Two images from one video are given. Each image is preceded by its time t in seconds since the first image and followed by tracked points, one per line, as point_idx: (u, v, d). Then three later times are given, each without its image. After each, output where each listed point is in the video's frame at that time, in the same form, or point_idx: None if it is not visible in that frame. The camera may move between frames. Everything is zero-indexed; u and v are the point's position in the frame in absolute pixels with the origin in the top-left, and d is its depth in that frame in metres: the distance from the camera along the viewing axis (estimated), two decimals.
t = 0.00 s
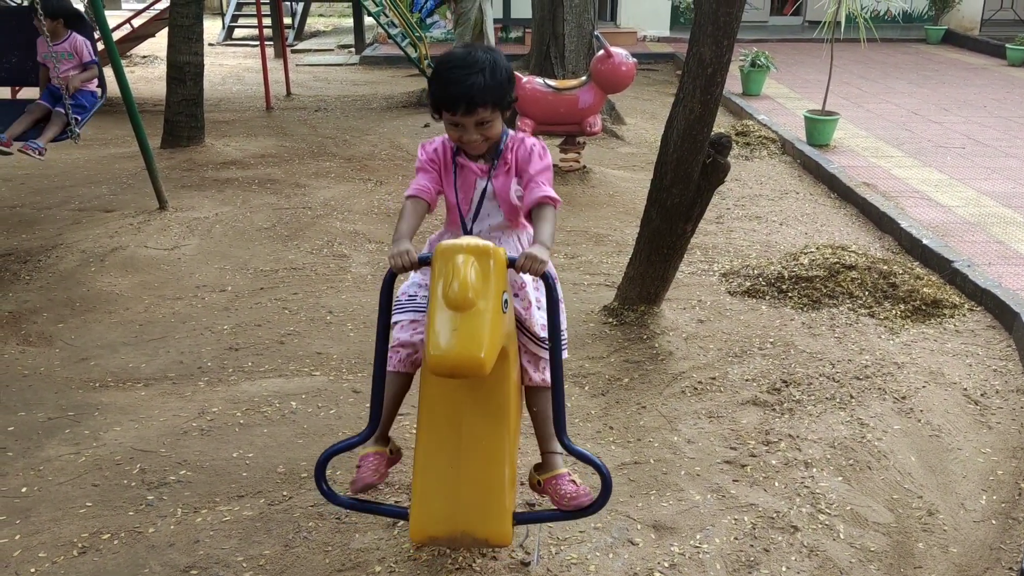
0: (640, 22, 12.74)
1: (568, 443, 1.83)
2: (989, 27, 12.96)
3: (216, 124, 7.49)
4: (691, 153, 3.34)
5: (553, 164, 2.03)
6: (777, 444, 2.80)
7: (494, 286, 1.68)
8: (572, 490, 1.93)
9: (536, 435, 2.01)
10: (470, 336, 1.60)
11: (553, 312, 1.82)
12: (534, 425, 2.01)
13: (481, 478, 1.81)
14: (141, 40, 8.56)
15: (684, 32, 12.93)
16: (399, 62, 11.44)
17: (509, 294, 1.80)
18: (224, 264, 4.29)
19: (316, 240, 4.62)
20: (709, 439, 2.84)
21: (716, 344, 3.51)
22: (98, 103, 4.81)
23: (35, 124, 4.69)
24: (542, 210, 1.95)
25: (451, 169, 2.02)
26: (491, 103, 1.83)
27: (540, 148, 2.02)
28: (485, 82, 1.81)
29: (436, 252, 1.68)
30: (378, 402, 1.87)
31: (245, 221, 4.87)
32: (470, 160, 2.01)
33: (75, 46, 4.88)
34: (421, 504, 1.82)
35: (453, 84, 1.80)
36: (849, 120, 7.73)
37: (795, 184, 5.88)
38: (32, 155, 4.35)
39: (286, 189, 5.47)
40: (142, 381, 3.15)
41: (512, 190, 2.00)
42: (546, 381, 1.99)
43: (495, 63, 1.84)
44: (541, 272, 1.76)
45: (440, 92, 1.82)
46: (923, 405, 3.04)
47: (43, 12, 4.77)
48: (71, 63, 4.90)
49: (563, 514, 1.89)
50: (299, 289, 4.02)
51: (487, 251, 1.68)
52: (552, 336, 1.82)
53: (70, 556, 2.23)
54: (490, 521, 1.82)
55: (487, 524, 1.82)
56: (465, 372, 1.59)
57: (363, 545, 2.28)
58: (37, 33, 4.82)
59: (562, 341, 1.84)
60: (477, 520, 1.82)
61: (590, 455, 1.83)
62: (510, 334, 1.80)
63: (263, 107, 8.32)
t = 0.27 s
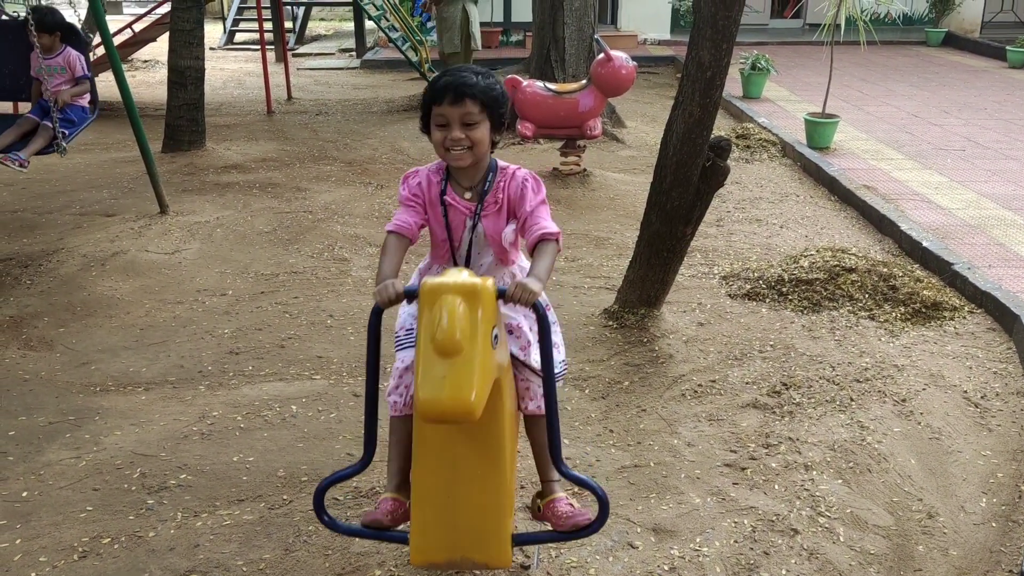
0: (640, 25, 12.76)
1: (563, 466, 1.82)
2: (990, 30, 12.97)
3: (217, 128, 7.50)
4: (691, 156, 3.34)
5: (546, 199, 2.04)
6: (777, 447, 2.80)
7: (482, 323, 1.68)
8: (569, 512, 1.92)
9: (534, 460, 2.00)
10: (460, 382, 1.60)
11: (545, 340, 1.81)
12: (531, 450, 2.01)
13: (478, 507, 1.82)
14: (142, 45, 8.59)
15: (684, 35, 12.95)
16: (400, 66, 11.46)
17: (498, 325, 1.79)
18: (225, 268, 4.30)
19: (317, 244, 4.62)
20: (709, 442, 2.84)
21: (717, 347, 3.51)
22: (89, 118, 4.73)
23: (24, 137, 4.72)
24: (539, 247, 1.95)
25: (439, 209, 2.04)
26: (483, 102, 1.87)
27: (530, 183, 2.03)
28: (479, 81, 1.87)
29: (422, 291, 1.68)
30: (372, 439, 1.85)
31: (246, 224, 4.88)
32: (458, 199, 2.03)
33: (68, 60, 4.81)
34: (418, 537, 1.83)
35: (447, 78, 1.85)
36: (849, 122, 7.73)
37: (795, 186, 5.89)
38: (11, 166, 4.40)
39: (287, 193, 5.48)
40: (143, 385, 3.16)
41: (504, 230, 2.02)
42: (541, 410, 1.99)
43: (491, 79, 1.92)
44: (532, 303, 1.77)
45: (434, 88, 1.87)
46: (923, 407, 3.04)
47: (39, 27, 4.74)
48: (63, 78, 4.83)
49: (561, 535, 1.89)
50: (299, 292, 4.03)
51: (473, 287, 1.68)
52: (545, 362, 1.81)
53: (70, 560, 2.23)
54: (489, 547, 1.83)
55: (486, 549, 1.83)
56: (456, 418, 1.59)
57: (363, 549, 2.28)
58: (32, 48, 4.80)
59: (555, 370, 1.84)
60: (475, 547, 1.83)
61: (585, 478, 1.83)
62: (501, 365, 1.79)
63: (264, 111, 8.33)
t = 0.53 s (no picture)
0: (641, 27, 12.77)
1: (565, 445, 1.83)
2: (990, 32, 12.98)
3: (218, 131, 7.51)
4: (690, 158, 3.35)
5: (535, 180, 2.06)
6: (776, 449, 2.81)
7: (492, 292, 1.69)
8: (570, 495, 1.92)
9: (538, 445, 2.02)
10: (468, 341, 1.61)
11: (551, 319, 1.83)
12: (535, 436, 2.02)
13: (481, 481, 1.82)
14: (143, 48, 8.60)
15: (684, 37, 12.96)
16: (400, 68, 11.47)
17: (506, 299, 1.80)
18: (225, 271, 4.30)
19: (317, 247, 4.63)
20: (709, 444, 2.85)
21: (716, 348, 3.51)
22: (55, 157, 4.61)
23: None
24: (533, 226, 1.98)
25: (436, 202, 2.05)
26: (478, 130, 1.87)
27: (520, 167, 2.05)
28: (472, 108, 1.83)
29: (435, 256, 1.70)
30: (377, 415, 1.88)
31: (247, 227, 4.89)
32: (454, 190, 2.05)
33: (38, 97, 4.53)
34: (419, 504, 1.83)
35: (440, 111, 1.82)
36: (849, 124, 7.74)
37: (795, 188, 5.89)
38: None
39: (287, 196, 5.49)
40: (143, 388, 3.16)
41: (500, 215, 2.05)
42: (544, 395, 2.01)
43: (483, 91, 1.87)
44: (539, 277, 1.78)
45: (427, 117, 1.84)
46: (922, 409, 3.04)
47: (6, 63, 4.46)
48: (32, 115, 4.53)
49: (561, 516, 1.88)
50: (299, 295, 4.03)
51: (485, 255, 1.70)
52: (550, 341, 1.83)
53: (70, 563, 2.24)
54: (489, 522, 1.83)
55: (485, 525, 1.83)
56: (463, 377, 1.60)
57: (363, 550, 2.29)
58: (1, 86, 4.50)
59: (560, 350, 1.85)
60: (474, 521, 1.82)
61: (588, 459, 1.83)
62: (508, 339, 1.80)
63: (265, 114, 8.34)
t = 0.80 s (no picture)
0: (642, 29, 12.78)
1: (564, 460, 1.82)
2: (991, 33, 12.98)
3: (219, 134, 7.53)
4: (690, 160, 3.36)
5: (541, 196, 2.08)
6: (777, 449, 2.81)
7: (487, 313, 1.69)
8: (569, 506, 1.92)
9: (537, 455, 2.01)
10: (463, 366, 1.61)
11: (548, 332, 1.83)
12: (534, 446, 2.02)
13: (481, 499, 1.82)
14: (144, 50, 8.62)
15: (684, 38, 12.97)
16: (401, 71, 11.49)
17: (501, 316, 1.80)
18: (227, 273, 4.31)
19: (318, 249, 4.64)
20: (709, 445, 2.85)
21: (717, 350, 3.52)
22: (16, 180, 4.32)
23: None
24: (531, 241, 1.98)
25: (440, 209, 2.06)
26: (477, 115, 1.87)
27: (525, 181, 2.06)
28: (472, 93, 1.85)
29: (428, 279, 1.70)
30: (375, 431, 1.87)
31: (248, 229, 4.90)
32: (457, 199, 2.05)
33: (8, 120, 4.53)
34: (420, 527, 1.83)
35: (439, 93, 1.85)
36: (850, 125, 7.75)
37: (795, 189, 5.90)
38: None
39: (288, 198, 5.50)
40: (144, 390, 3.17)
41: (501, 227, 2.06)
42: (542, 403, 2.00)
43: (484, 82, 1.89)
44: (535, 294, 1.78)
45: (427, 104, 1.87)
46: (923, 409, 3.05)
47: None
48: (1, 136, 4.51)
49: (563, 530, 1.89)
50: (301, 297, 4.04)
51: (479, 276, 1.70)
52: (547, 356, 1.83)
53: (73, 564, 2.25)
54: (490, 540, 1.83)
55: (487, 544, 1.83)
56: (460, 403, 1.60)
57: (364, 551, 2.30)
58: None
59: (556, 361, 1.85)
60: (477, 540, 1.83)
61: (588, 472, 1.83)
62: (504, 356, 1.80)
63: (266, 116, 8.36)
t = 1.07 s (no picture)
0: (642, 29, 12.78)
1: (563, 455, 1.83)
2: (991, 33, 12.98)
3: (219, 134, 7.53)
4: (690, 159, 3.36)
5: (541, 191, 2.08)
6: (777, 449, 2.81)
7: (482, 308, 1.70)
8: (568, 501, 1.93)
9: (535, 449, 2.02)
10: (459, 362, 1.61)
11: (545, 331, 1.82)
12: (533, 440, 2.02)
13: (478, 495, 1.83)
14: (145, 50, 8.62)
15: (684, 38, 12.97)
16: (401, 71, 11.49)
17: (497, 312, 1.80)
18: (227, 273, 4.31)
19: (318, 248, 4.64)
20: (709, 444, 2.85)
21: (717, 349, 3.52)
22: None
23: None
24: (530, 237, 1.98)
25: (441, 204, 2.06)
26: (478, 117, 1.87)
27: (526, 176, 2.06)
28: (473, 95, 1.85)
29: (422, 276, 1.70)
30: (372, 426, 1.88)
31: (248, 229, 4.90)
32: (458, 195, 2.06)
33: None
34: (418, 524, 1.83)
35: (440, 96, 1.84)
36: (850, 125, 7.75)
37: (795, 189, 5.90)
38: None
39: (288, 198, 5.50)
40: (144, 390, 3.17)
41: (500, 222, 2.06)
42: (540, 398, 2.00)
43: (486, 81, 1.88)
44: (531, 289, 1.78)
45: (427, 105, 1.86)
46: (923, 409, 3.05)
47: None
48: None
49: (563, 525, 1.89)
50: (301, 297, 4.04)
51: (473, 272, 1.70)
52: (545, 354, 1.83)
53: (73, 563, 2.25)
54: (488, 535, 1.84)
55: (485, 538, 1.84)
56: (456, 398, 1.60)
57: (364, 550, 2.30)
58: None
59: (553, 357, 1.85)
60: (475, 535, 1.84)
61: (587, 468, 1.83)
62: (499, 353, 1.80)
63: (266, 116, 8.36)
